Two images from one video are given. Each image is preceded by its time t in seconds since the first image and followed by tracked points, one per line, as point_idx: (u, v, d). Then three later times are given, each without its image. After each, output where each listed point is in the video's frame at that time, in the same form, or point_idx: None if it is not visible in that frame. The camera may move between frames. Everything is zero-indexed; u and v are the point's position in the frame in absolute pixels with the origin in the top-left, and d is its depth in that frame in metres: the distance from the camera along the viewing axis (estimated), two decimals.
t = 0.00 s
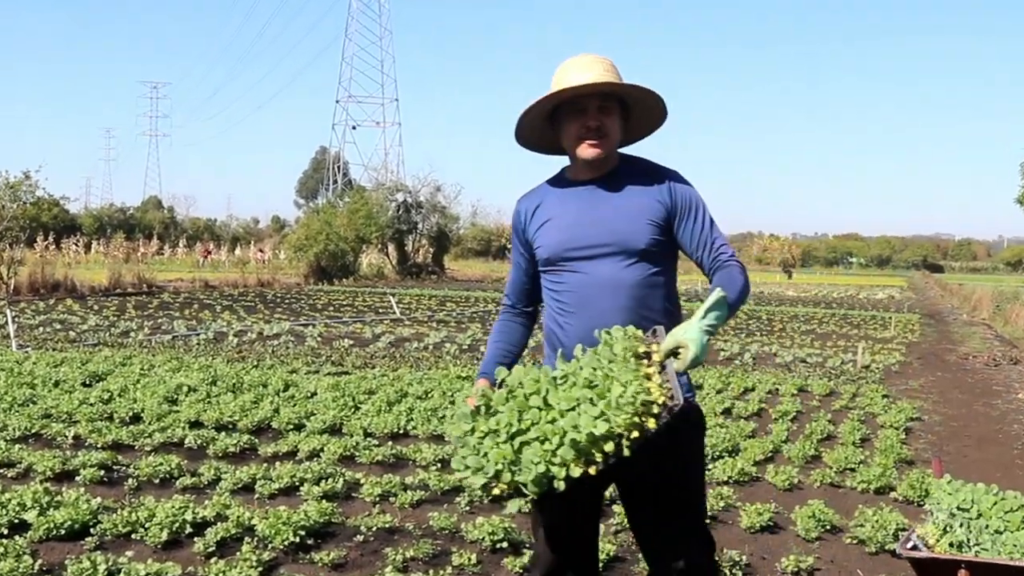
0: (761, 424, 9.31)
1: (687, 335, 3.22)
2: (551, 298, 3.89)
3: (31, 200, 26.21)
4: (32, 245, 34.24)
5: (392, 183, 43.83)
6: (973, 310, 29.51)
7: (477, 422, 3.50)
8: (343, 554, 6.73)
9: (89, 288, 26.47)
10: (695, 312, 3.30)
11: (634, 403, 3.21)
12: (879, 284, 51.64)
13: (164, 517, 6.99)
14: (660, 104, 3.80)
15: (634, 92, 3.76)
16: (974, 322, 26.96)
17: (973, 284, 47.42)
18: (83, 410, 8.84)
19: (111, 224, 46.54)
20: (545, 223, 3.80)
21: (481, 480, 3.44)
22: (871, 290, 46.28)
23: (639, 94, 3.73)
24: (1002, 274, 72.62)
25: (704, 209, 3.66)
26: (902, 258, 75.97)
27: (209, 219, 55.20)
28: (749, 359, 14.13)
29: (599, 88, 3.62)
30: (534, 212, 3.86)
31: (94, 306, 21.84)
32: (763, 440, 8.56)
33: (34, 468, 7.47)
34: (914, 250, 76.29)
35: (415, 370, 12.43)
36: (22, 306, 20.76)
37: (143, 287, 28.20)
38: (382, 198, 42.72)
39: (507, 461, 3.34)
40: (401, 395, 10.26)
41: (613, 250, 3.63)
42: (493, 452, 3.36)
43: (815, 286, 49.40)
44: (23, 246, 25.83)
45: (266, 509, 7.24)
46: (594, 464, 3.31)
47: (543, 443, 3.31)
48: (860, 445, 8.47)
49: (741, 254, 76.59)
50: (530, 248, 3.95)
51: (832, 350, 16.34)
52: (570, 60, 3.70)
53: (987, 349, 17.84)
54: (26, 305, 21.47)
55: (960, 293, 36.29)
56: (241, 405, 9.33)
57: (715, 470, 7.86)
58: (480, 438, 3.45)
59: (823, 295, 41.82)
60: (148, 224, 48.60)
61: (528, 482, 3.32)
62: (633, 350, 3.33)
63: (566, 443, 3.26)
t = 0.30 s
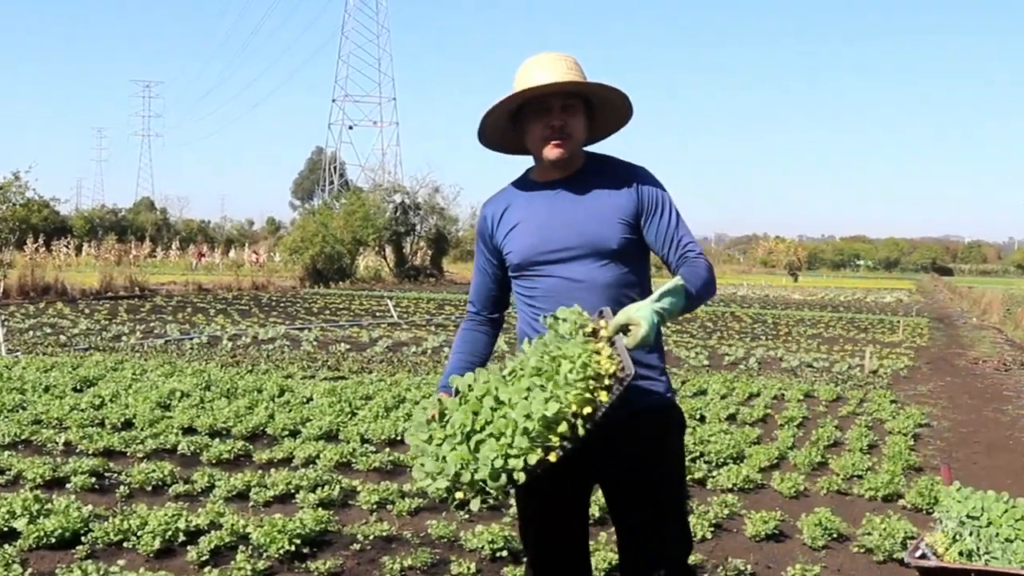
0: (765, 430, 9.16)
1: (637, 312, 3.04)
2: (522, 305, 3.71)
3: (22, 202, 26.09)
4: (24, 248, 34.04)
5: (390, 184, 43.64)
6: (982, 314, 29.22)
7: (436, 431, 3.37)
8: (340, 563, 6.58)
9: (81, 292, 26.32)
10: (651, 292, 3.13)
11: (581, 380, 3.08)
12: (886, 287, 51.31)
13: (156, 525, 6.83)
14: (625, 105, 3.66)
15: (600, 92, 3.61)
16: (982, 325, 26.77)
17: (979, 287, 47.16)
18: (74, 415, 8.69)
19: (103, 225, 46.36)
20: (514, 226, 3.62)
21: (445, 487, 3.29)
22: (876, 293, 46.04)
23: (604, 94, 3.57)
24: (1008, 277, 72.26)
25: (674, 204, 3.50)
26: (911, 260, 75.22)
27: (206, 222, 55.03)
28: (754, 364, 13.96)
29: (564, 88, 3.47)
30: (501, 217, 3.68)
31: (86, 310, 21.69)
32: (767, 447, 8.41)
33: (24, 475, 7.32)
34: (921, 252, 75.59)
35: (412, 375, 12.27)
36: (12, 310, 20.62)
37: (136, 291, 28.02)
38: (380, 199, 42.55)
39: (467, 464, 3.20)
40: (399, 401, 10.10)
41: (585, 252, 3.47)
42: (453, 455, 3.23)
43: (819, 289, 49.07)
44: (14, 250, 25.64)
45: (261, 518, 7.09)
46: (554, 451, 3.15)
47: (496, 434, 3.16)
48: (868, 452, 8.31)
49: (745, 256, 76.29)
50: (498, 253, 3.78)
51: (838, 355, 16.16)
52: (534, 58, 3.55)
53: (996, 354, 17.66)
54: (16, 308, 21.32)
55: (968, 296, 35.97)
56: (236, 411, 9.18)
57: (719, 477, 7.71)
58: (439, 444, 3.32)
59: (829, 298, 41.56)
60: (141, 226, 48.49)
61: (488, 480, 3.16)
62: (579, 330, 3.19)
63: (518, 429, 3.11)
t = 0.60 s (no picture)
0: (764, 428, 9.21)
1: (601, 299, 3.12)
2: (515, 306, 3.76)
3: (25, 201, 26.22)
4: (26, 246, 34.12)
5: (391, 184, 43.67)
6: (979, 313, 29.28)
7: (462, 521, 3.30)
8: (341, 560, 6.64)
9: (84, 290, 26.39)
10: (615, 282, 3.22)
11: (557, 366, 3.08)
12: (885, 286, 51.40)
13: (159, 522, 6.89)
14: (609, 103, 3.70)
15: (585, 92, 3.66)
16: (979, 324, 26.90)
17: (978, 286, 47.25)
18: (77, 413, 8.74)
19: (106, 224, 46.45)
20: (505, 228, 3.67)
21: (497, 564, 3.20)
22: (874, 291, 46.15)
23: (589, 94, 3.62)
24: (1006, 275, 72.38)
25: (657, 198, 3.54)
26: (908, 259, 75.58)
27: (206, 220, 55.06)
28: (752, 362, 14.03)
29: (549, 89, 3.51)
30: (493, 219, 3.73)
31: (89, 308, 21.77)
32: (766, 444, 8.47)
33: (28, 472, 7.38)
34: (918, 251, 75.87)
35: (413, 373, 12.33)
36: (15, 309, 20.68)
37: (139, 289, 28.08)
38: (381, 199, 42.62)
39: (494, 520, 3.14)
40: (400, 399, 10.16)
41: (575, 250, 3.52)
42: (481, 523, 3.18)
43: (817, 288, 49.17)
44: (17, 248, 25.70)
45: (263, 515, 7.14)
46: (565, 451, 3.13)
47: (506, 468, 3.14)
48: (865, 449, 8.37)
49: (743, 255, 76.36)
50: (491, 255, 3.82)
51: (836, 353, 16.23)
52: (521, 64, 3.58)
53: (993, 352, 17.73)
54: (19, 307, 21.39)
55: (966, 295, 36.06)
56: (238, 409, 9.23)
57: (717, 475, 7.76)
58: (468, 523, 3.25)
59: (828, 297, 41.71)
60: (143, 225, 48.54)
61: (524, 525, 3.09)
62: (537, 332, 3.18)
63: (521, 450, 3.09)
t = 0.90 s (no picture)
0: (761, 424, 9.29)
1: (609, 327, 3.08)
2: (508, 302, 3.83)
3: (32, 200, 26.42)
4: (31, 245, 34.24)
5: (392, 183, 43.74)
6: (974, 311, 29.40)
7: None
8: (343, 555, 6.71)
9: (89, 288, 26.47)
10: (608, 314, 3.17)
11: (609, 390, 2.92)
12: (881, 284, 51.56)
13: (163, 518, 6.97)
14: (607, 105, 3.76)
15: (584, 93, 3.72)
16: (974, 321, 27.08)
17: (975, 285, 47.41)
18: (81, 410, 8.82)
19: (111, 223, 46.62)
20: (499, 224, 3.74)
21: None
22: (871, 289, 46.34)
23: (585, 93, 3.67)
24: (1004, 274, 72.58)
25: (652, 206, 3.61)
26: (903, 258, 75.97)
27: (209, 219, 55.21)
28: (749, 359, 14.13)
29: (547, 89, 3.56)
30: (488, 215, 3.81)
31: (94, 306, 21.91)
32: (763, 440, 8.54)
33: (33, 468, 7.45)
34: (914, 250, 76.20)
35: (414, 370, 12.42)
36: (21, 307, 20.81)
37: (143, 287, 28.21)
38: (382, 197, 42.73)
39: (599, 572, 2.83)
40: (401, 396, 10.24)
41: (567, 251, 3.59)
42: None
43: (815, 286, 49.32)
44: (23, 246, 25.83)
45: (265, 510, 7.22)
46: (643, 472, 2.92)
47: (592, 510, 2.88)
48: (861, 446, 8.44)
49: (740, 254, 76.54)
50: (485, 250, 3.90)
51: (832, 350, 16.34)
52: (519, 64, 3.64)
53: (988, 349, 17.83)
54: (25, 305, 21.54)
55: (960, 293, 36.20)
56: (240, 405, 9.31)
57: (715, 471, 7.84)
58: None
59: (826, 294, 41.91)
60: (148, 224, 48.63)
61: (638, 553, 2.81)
62: (569, 374, 3.03)
63: (601, 485, 2.87)
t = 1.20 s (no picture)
0: (759, 420, 9.38)
1: (644, 326, 3.38)
2: (511, 297, 3.89)
3: (37, 199, 26.49)
4: (35, 244, 34.33)
5: (393, 182, 43.78)
6: (970, 309, 29.46)
7: None
8: (345, 550, 6.81)
9: (93, 286, 26.53)
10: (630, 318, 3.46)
11: (664, 393, 3.15)
12: (876, 282, 51.58)
13: (167, 513, 7.07)
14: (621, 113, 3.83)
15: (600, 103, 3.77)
16: (969, 319, 27.15)
17: (970, 284, 47.42)
18: (87, 407, 8.91)
19: (115, 222, 46.71)
20: (508, 220, 3.80)
21: None
22: (868, 287, 46.39)
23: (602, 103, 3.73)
24: (1002, 272, 72.57)
25: (659, 214, 3.76)
26: (899, 256, 75.36)
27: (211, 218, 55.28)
28: (746, 356, 14.21)
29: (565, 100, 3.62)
30: (496, 208, 3.86)
31: (99, 304, 21.99)
32: (760, 437, 8.63)
33: (39, 464, 7.55)
34: (910, 248, 76.25)
35: (416, 367, 12.50)
36: (26, 305, 20.89)
37: (147, 285, 28.27)
38: (383, 196, 42.79)
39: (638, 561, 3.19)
40: (403, 392, 10.33)
41: (576, 250, 3.68)
42: (625, 571, 3.22)
43: (812, 284, 49.40)
44: (28, 245, 25.93)
45: (269, 506, 7.31)
46: (681, 469, 3.25)
47: (637, 505, 3.21)
48: (857, 442, 8.53)
49: (737, 252, 76.67)
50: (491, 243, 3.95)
51: (828, 348, 16.42)
52: (534, 67, 3.68)
53: (983, 347, 17.91)
54: (30, 303, 21.62)
55: (955, 291, 36.29)
56: (244, 402, 9.41)
57: (713, 467, 7.93)
58: None
59: (823, 293, 41.93)
60: (152, 223, 48.72)
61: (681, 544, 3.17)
62: (619, 370, 3.23)
63: (650, 484, 3.18)
